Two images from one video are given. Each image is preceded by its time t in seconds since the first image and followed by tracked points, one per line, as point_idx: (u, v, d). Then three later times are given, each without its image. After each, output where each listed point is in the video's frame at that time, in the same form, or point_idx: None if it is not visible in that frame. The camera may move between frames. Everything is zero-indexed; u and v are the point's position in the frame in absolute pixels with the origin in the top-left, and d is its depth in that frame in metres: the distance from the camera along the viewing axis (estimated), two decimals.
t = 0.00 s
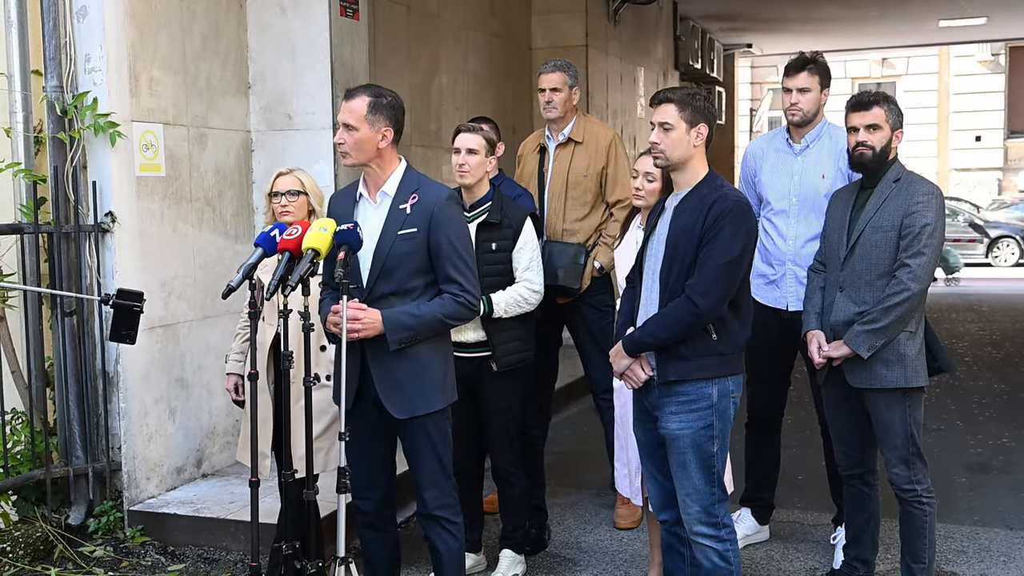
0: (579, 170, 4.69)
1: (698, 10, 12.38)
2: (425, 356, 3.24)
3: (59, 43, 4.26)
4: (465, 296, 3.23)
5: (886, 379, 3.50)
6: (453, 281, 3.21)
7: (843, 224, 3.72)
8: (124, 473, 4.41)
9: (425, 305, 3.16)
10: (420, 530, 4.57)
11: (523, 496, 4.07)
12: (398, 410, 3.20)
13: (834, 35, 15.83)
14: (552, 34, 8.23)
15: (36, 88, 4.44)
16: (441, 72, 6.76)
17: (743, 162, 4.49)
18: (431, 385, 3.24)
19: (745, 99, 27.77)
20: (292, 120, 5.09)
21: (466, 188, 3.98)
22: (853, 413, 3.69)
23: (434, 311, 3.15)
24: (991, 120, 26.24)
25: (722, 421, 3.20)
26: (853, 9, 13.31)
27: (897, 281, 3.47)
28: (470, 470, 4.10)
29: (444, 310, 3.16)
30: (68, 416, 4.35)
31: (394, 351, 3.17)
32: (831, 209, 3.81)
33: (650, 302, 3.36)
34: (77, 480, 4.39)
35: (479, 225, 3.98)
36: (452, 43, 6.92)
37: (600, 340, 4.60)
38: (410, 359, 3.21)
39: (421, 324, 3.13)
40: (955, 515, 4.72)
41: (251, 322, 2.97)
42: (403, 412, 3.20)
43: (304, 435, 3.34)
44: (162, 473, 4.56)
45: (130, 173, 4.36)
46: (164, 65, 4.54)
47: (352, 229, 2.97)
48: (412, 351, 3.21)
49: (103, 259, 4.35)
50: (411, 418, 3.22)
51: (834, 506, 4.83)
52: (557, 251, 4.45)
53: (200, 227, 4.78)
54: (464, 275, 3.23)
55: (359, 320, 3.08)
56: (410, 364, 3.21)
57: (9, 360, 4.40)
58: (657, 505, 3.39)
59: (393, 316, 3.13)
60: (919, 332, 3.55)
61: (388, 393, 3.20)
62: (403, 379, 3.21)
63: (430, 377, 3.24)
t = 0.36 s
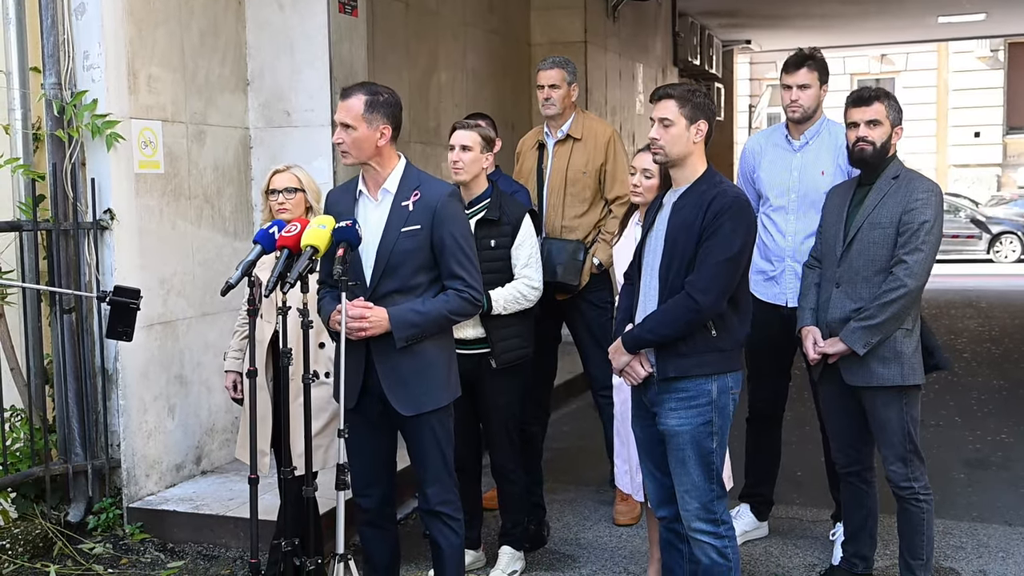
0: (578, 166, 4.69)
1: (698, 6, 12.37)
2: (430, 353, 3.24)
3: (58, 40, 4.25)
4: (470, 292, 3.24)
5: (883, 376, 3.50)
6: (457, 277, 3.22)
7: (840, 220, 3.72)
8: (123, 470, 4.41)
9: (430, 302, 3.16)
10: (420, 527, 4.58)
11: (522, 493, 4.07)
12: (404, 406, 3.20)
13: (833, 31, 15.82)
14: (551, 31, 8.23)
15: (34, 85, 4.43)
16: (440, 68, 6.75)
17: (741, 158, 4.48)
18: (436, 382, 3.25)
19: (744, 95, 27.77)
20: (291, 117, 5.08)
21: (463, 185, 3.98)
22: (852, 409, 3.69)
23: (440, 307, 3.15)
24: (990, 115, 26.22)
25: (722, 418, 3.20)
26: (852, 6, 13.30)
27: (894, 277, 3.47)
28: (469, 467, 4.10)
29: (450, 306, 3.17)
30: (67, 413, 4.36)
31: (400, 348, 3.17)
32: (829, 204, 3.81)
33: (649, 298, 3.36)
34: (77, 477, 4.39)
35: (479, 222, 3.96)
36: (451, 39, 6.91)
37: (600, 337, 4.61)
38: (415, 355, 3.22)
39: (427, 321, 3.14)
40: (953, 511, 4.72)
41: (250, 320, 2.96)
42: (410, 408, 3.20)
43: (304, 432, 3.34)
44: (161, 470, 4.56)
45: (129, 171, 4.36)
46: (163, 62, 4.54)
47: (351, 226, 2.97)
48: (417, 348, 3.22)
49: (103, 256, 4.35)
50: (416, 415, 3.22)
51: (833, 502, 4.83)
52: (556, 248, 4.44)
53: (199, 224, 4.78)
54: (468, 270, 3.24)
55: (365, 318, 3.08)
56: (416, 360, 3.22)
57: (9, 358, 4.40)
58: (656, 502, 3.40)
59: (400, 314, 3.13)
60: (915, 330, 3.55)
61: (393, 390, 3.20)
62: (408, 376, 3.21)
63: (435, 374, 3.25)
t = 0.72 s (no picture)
0: (576, 164, 4.69)
1: (696, 3, 12.38)
2: (428, 351, 3.24)
3: (56, 39, 4.26)
4: (468, 290, 3.24)
5: (874, 374, 3.50)
6: (455, 276, 3.22)
7: (836, 217, 3.72)
8: (122, 468, 4.41)
9: (429, 300, 3.16)
10: (419, 525, 4.58)
11: (521, 490, 4.08)
12: (402, 404, 3.20)
13: (831, 29, 15.82)
14: (550, 29, 8.23)
15: (32, 83, 4.43)
16: (439, 67, 6.75)
17: (737, 156, 4.49)
18: (435, 380, 3.25)
19: (742, 93, 27.77)
20: (289, 115, 5.08)
21: (459, 183, 3.98)
22: (849, 408, 3.70)
23: (438, 305, 3.16)
24: (989, 113, 26.22)
25: (721, 415, 3.21)
26: (851, 3, 13.28)
27: (885, 273, 3.48)
28: (468, 465, 4.11)
29: (449, 304, 3.17)
30: (67, 412, 4.36)
31: (397, 345, 3.17)
32: (825, 201, 3.81)
33: (645, 296, 3.36)
34: (76, 476, 4.40)
35: (477, 220, 3.97)
36: (450, 37, 6.91)
37: (598, 335, 4.61)
38: (414, 352, 3.22)
39: (425, 319, 3.14)
40: (951, 509, 4.73)
41: (249, 318, 2.98)
42: (408, 406, 3.20)
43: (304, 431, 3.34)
44: (160, 468, 4.56)
45: (128, 169, 4.35)
46: (161, 60, 4.54)
47: (349, 224, 2.98)
48: (415, 346, 3.22)
49: (101, 255, 4.35)
50: (414, 413, 3.22)
51: (832, 499, 4.84)
52: (553, 246, 4.45)
53: (197, 222, 4.78)
54: (466, 268, 3.23)
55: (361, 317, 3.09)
56: (414, 358, 3.22)
57: (7, 356, 4.40)
58: (654, 499, 3.40)
59: (397, 312, 3.13)
60: (907, 328, 3.55)
61: (392, 387, 3.20)
62: (406, 373, 3.21)
63: (433, 372, 3.25)
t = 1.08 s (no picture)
0: (576, 164, 4.68)
1: (696, 3, 12.38)
2: (429, 351, 3.24)
3: (55, 38, 4.25)
4: (465, 288, 3.19)
5: (870, 373, 3.50)
6: (451, 272, 3.18)
7: (832, 217, 3.72)
8: (122, 467, 4.41)
9: (423, 292, 3.12)
10: (419, 524, 4.58)
11: (521, 490, 4.08)
12: (400, 403, 3.21)
13: (830, 28, 15.82)
14: (549, 28, 8.23)
15: (32, 83, 4.42)
16: (438, 66, 6.75)
17: (736, 155, 4.49)
18: (436, 381, 3.24)
19: (742, 92, 27.78)
20: (289, 114, 5.08)
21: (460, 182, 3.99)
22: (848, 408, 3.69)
23: (431, 299, 3.12)
24: (989, 112, 26.22)
25: (715, 415, 3.20)
26: (850, 2, 13.27)
27: (884, 274, 3.47)
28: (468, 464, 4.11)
29: (443, 300, 3.13)
30: (67, 412, 4.36)
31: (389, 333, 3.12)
32: (822, 201, 3.81)
33: (641, 296, 3.36)
34: (76, 475, 4.40)
35: (478, 219, 3.96)
36: (450, 36, 6.91)
37: (598, 335, 4.60)
38: (414, 351, 3.22)
39: (418, 310, 3.09)
40: (952, 508, 4.73)
41: (250, 317, 2.97)
42: (405, 405, 3.21)
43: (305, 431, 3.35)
44: (160, 468, 4.56)
45: (128, 169, 4.35)
46: (160, 60, 4.53)
47: (350, 224, 2.98)
48: (416, 345, 3.22)
49: (101, 254, 4.34)
50: (412, 412, 3.22)
51: (832, 499, 4.84)
52: (554, 245, 4.45)
53: (197, 222, 4.78)
54: (465, 267, 3.19)
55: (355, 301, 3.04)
56: (414, 357, 3.22)
57: (8, 356, 4.40)
58: (651, 500, 3.40)
59: (389, 300, 3.08)
60: (904, 327, 3.55)
61: (390, 386, 3.21)
62: (405, 373, 3.21)
63: (434, 372, 3.24)
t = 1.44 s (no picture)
0: (577, 164, 4.69)
1: (696, 3, 12.38)
2: (433, 351, 3.23)
3: (58, 39, 4.24)
4: (452, 291, 3.14)
5: (871, 374, 3.51)
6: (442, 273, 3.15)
7: (833, 217, 3.72)
8: (123, 468, 4.41)
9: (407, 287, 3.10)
10: (421, 524, 4.58)
11: (521, 490, 4.08)
12: (402, 403, 3.21)
13: (830, 28, 15.83)
14: (550, 28, 8.23)
15: (34, 83, 4.42)
16: (439, 66, 6.75)
17: (740, 157, 4.49)
18: (439, 382, 3.23)
19: (743, 92, 27.79)
20: (290, 115, 5.08)
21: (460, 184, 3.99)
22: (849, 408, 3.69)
23: (413, 294, 3.09)
24: (989, 113, 26.22)
25: (707, 417, 3.21)
26: (851, 3, 13.27)
27: (885, 275, 3.47)
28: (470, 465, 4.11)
29: (426, 297, 3.09)
30: (68, 412, 4.36)
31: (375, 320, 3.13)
32: (823, 202, 3.81)
33: (636, 296, 3.36)
34: (77, 476, 4.38)
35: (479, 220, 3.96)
36: (451, 37, 6.91)
37: (599, 335, 4.60)
38: (417, 352, 3.22)
39: (397, 302, 3.08)
40: (953, 509, 4.73)
41: (250, 318, 2.97)
42: (407, 406, 3.22)
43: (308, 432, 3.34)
44: (161, 468, 4.56)
45: (129, 169, 4.36)
46: (162, 61, 4.54)
47: (351, 225, 2.96)
48: (419, 345, 3.22)
49: (103, 255, 4.34)
50: (416, 412, 3.23)
51: (833, 500, 4.84)
52: (554, 246, 4.44)
53: (198, 222, 4.78)
54: (456, 270, 3.15)
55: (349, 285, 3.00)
56: (417, 358, 3.21)
57: (9, 356, 4.40)
58: (645, 500, 3.40)
59: (374, 288, 3.08)
60: (905, 328, 3.55)
61: (394, 386, 3.22)
62: (409, 373, 3.21)
63: (438, 373, 3.23)
